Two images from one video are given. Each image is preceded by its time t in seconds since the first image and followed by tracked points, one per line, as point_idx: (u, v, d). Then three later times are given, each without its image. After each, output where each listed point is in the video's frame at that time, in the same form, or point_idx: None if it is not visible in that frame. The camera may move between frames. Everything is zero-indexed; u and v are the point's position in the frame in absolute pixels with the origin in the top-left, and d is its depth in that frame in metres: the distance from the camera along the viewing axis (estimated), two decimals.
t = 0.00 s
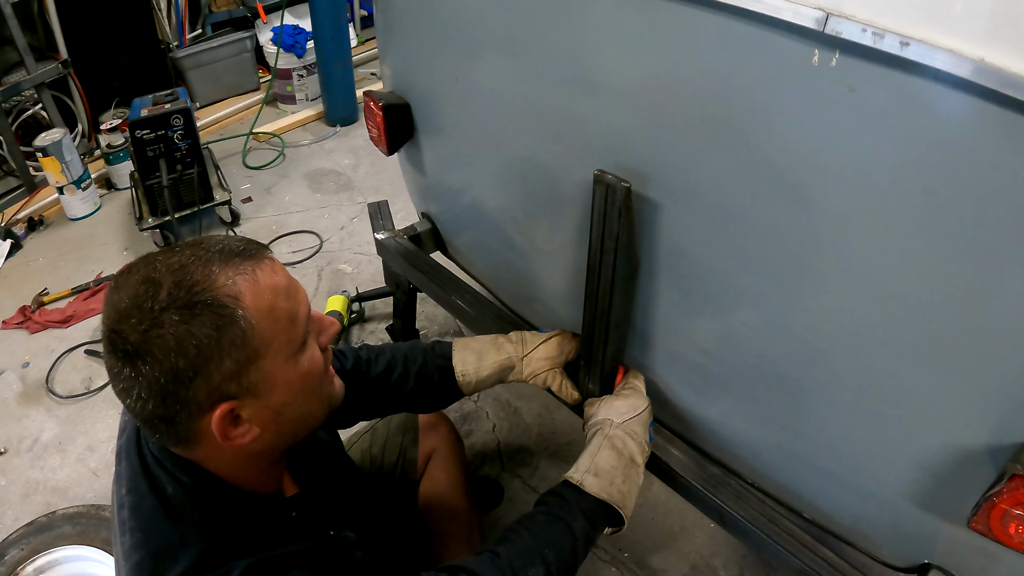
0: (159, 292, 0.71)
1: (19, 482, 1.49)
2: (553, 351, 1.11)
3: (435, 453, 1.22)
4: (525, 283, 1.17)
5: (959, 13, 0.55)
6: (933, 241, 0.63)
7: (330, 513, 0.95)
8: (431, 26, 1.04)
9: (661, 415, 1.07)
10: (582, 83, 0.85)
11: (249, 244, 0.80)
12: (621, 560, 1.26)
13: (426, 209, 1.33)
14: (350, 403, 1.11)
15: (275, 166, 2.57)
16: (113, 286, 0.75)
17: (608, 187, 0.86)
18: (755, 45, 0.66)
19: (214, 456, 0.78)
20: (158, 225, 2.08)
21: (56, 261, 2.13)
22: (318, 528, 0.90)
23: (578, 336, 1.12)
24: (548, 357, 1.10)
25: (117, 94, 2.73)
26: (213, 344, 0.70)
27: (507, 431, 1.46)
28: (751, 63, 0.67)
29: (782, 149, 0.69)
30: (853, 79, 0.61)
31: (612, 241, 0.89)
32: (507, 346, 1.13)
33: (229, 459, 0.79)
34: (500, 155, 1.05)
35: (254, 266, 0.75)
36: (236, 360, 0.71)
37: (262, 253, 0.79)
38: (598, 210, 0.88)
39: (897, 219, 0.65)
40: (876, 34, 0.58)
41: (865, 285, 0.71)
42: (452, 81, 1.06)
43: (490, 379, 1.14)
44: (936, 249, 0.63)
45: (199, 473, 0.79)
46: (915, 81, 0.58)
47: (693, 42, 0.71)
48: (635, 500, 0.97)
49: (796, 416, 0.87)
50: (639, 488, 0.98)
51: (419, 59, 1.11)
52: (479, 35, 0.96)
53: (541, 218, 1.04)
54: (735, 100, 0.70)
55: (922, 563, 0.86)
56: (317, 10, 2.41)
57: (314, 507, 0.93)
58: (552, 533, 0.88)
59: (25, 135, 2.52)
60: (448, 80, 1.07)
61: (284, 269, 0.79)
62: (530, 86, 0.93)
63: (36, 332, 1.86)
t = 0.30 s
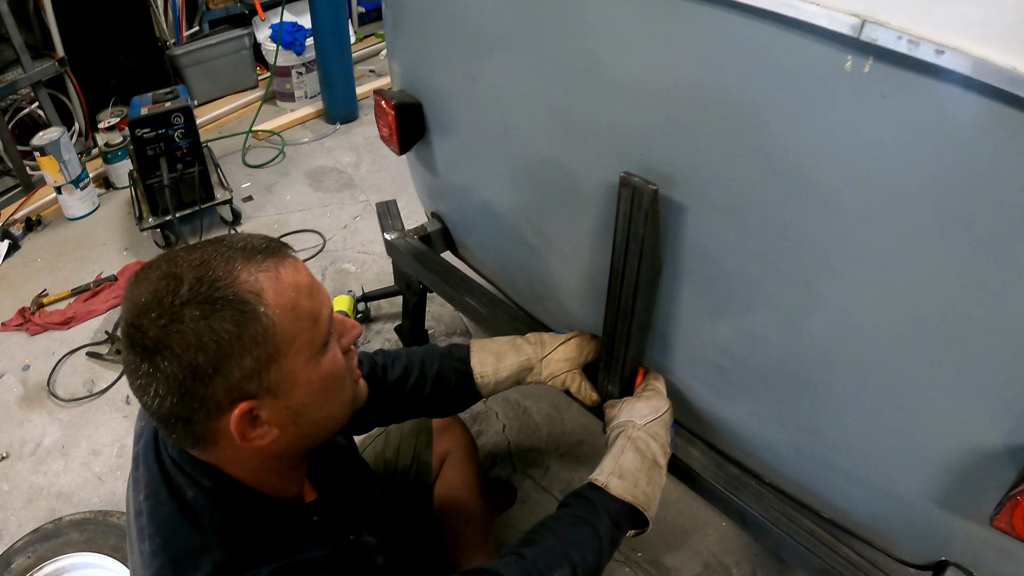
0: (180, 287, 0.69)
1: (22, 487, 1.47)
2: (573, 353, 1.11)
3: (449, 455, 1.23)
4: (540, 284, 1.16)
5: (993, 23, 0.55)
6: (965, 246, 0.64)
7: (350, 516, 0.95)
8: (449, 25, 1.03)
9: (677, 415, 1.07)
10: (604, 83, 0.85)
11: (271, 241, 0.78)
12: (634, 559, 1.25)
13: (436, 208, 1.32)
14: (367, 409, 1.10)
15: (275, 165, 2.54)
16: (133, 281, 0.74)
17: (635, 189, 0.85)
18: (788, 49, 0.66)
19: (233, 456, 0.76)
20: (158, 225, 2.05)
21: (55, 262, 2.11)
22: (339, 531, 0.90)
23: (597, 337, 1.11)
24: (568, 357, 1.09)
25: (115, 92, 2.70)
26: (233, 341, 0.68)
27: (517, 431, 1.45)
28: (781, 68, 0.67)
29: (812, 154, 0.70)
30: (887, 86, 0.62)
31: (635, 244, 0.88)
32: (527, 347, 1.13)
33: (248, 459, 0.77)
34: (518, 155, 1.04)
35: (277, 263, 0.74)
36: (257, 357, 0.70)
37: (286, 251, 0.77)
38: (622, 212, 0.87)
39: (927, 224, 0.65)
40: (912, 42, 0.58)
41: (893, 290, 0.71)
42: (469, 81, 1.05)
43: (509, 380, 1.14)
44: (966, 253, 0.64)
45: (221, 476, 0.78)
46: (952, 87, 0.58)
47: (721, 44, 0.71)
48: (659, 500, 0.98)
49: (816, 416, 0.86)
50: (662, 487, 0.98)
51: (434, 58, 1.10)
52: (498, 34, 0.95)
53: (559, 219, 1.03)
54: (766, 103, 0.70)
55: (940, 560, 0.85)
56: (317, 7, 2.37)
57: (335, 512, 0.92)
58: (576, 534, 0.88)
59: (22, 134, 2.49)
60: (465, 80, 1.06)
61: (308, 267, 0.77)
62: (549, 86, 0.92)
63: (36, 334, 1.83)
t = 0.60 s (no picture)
0: (151, 269, 0.67)
1: (12, 487, 1.44)
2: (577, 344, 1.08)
3: (448, 450, 1.20)
4: (541, 274, 1.13)
5: None
6: (992, 234, 0.61)
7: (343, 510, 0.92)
8: (447, 7, 1.00)
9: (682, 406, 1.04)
10: (610, 63, 0.82)
11: (250, 221, 0.75)
12: (638, 554, 1.23)
13: (433, 198, 1.30)
14: (364, 397, 1.07)
15: (267, 156, 2.50)
16: (106, 265, 0.71)
17: (643, 173, 0.81)
18: (804, 25, 0.63)
19: (215, 447, 0.73)
20: (149, 218, 2.02)
21: (45, 257, 2.07)
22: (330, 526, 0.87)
23: (602, 327, 1.08)
24: (572, 348, 1.07)
25: (104, 85, 2.66)
26: (205, 324, 0.65)
27: (516, 424, 1.42)
28: (798, 47, 0.65)
29: (828, 135, 0.67)
30: (907, 64, 0.59)
31: (642, 231, 0.86)
32: (530, 337, 1.10)
33: (232, 450, 0.74)
34: (520, 141, 1.01)
35: (252, 243, 0.70)
36: (232, 341, 0.66)
37: (264, 231, 0.74)
38: (629, 197, 0.84)
39: (950, 209, 0.62)
40: (934, 18, 0.55)
41: (914, 278, 0.68)
42: (468, 65, 1.02)
43: (511, 371, 1.11)
44: (991, 241, 0.61)
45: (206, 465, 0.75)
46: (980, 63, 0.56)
47: (732, 21, 0.68)
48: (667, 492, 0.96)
49: (826, 405, 0.83)
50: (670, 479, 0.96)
51: (432, 41, 1.06)
52: (499, 15, 0.92)
53: (562, 206, 1.01)
54: (780, 82, 0.67)
55: (951, 552, 0.83)
56: None
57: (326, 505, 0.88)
58: (585, 530, 0.85)
59: (9, 127, 2.44)
60: (464, 64, 1.03)
61: (288, 246, 0.73)
62: (551, 69, 0.89)
63: (26, 331, 1.80)
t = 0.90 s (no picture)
0: (95, 261, 0.66)
1: (8, 490, 1.43)
2: (576, 341, 1.07)
3: (447, 449, 1.21)
4: (539, 271, 1.12)
5: None
6: (1000, 229, 0.60)
7: (317, 488, 0.90)
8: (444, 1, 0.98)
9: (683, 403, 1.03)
10: (610, 56, 0.80)
11: (206, 215, 0.73)
12: (639, 552, 1.22)
13: (429, 194, 1.29)
14: (358, 390, 1.07)
15: (262, 154, 2.48)
16: (59, 248, 0.71)
17: (643, 167, 0.80)
18: (808, 17, 0.62)
19: (160, 439, 0.73)
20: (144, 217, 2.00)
21: (40, 258, 2.05)
22: (303, 505, 0.86)
23: (602, 324, 1.07)
24: (571, 345, 1.06)
25: (98, 84, 2.63)
26: (140, 324, 0.64)
27: (514, 422, 1.41)
28: (801, 38, 0.64)
29: (831, 128, 0.66)
30: (913, 55, 0.58)
31: (642, 226, 0.85)
32: (529, 334, 1.09)
33: (177, 444, 0.74)
34: (518, 137, 1.00)
35: (199, 242, 0.68)
36: (167, 343, 0.65)
37: (217, 227, 0.72)
38: (629, 192, 0.83)
39: (955, 204, 0.61)
40: (940, 8, 0.55)
41: (920, 273, 0.67)
42: (465, 60, 1.01)
43: (510, 369, 1.10)
44: (998, 236, 0.60)
45: (164, 452, 0.74)
46: (986, 55, 0.55)
47: (735, 12, 0.67)
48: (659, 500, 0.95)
49: (828, 401, 0.83)
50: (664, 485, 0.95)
51: (428, 36, 1.05)
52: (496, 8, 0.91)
53: (560, 202, 0.99)
54: (782, 74, 0.66)
55: (956, 548, 0.82)
56: None
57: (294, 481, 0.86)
58: (578, 531, 0.85)
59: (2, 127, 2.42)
60: (461, 59, 1.02)
61: (240, 246, 0.71)
62: (549, 63, 0.88)
63: (21, 332, 1.78)
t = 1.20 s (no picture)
0: (66, 242, 0.66)
1: (3, 490, 1.42)
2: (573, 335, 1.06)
3: (445, 445, 1.20)
4: (536, 265, 1.11)
5: None
6: (1006, 221, 0.59)
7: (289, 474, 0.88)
8: None
9: (681, 396, 1.02)
10: (606, 46, 0.79)
11: (182, 205, 0.73)
12: (638, 546, 1.21)
13: (424, 188, 1.28)
14: (351, 383, 1.07)
15: (257, 150, 2.47)
16: (36, 224, 0.71)
17: (641, 158, 0.79)
18: (808, 4, 0.61)
19: (126, 422, 0.73)
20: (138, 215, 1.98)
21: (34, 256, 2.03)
22: (276, 493, 0.84)
23: (600, 318, 1.05)
24: (569, 339, 1.04)
25: (91, 82, 2.61)
26: (102, 307, 0.64)
27: (512, 417, 1.41)
28: (801, 27, 0.63)
29: (832, 116, 0.65)
30: (913, 43, 0.57)
31: (640, 218, 0.84)
32: (526, 328, 1.08)
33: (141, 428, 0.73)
34: (514, 130, 0.99)
35: (168, 231, 0.68)
36: (128, 329, 0.65)
37: (190, 218, 0.71)
38: (627, 184, 0.82)
39: (958, 196, 0.61)
40: None
41: (920, 263, 0.66)
42: (460, 52, 1.00)
43: (508, 363, 1.09)
44: (998, 226, 0.60)
45: (132, 433, 0.73)
46: (986, 42, 0.54)
47: None
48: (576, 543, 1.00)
49: (828, 393, 0.82)
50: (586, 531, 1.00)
51: (423, 29, 1.04)
52: None
53: (557, 195, 0.99)
54: (782, 63, 0.65)
55: (956, 540, 0.82)
56: None
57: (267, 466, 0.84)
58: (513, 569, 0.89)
59: None
60: (456, 52, 1.01)
61: (211, 239, 0.71)
62: (545, 54, 0.87)
63: (15, 331, 1.77)
